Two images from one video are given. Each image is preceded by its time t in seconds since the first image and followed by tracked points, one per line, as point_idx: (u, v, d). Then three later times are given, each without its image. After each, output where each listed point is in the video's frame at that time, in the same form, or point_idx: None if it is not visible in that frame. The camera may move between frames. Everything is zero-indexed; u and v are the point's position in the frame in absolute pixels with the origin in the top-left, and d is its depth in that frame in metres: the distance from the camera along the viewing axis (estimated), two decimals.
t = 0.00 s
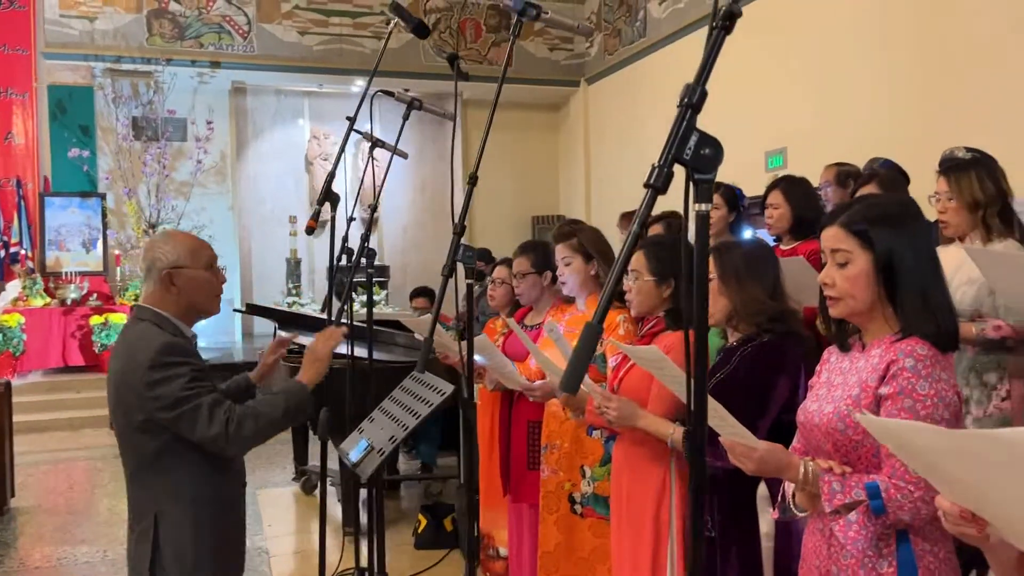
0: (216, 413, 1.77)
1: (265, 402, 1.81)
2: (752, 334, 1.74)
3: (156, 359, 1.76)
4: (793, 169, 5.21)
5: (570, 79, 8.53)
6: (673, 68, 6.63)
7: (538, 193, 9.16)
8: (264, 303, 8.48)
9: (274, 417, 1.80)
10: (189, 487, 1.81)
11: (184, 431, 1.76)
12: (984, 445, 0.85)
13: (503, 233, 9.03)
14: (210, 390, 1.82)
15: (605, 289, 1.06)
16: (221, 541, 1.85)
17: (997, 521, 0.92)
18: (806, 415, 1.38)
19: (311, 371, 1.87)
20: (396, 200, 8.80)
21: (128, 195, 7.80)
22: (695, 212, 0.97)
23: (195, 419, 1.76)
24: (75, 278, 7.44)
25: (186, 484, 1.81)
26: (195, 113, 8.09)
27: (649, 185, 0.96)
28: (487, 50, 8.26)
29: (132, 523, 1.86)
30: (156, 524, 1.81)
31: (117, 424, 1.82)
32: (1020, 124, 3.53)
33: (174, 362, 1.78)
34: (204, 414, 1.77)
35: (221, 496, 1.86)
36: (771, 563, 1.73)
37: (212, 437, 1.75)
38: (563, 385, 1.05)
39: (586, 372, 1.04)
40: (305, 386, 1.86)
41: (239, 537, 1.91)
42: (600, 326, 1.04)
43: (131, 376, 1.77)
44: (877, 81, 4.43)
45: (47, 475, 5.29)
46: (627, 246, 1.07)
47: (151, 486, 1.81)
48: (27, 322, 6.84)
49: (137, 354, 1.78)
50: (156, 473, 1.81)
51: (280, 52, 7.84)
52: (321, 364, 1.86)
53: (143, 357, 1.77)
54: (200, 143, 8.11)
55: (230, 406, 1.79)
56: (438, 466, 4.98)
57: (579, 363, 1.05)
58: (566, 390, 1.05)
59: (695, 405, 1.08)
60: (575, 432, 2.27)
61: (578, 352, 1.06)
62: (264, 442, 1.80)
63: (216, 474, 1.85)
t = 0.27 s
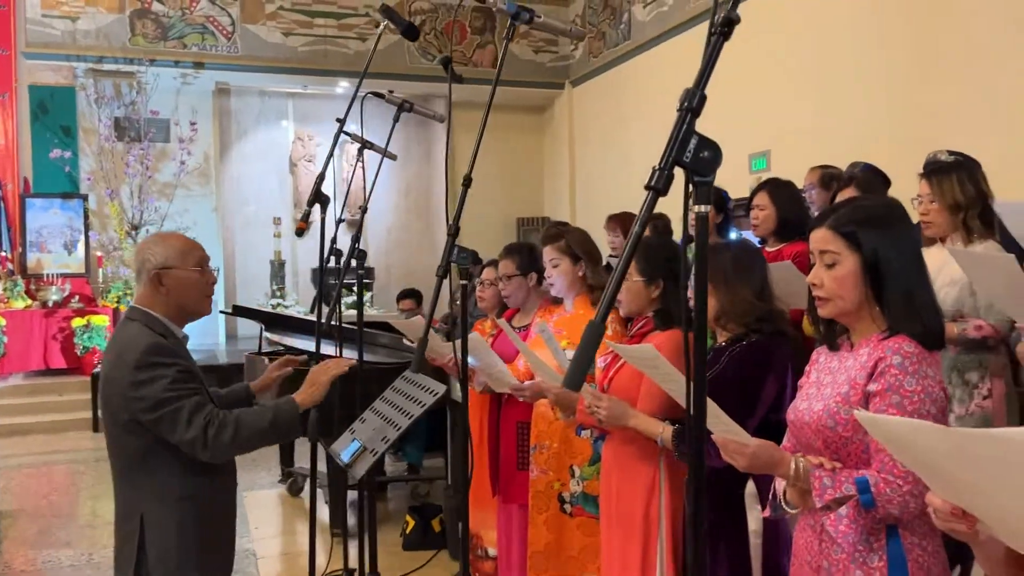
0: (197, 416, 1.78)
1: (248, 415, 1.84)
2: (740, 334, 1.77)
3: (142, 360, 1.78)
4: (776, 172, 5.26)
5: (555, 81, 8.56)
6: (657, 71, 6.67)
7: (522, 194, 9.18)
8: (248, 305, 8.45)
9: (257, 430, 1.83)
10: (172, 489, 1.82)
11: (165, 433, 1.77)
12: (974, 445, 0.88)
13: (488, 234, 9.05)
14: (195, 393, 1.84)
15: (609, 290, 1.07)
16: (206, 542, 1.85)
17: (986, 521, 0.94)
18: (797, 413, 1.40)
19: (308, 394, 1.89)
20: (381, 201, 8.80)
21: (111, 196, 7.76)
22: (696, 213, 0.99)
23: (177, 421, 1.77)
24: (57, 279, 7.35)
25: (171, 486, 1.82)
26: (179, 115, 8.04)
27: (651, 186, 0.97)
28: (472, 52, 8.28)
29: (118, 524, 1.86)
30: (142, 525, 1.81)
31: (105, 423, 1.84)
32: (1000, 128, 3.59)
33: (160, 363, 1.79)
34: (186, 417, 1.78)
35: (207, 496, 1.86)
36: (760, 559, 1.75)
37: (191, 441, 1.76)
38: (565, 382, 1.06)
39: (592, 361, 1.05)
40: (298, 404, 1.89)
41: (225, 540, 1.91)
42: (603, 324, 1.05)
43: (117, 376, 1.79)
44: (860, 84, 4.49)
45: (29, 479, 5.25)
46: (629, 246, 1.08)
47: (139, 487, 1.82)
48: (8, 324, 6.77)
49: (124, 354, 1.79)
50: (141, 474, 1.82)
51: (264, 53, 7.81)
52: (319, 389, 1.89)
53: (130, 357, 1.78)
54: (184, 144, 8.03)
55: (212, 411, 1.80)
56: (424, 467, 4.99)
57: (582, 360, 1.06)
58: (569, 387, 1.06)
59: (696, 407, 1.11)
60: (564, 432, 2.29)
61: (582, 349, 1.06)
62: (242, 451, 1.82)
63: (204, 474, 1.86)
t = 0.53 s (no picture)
0: (174, 404, 1.75)
1: (222, 393, 1.78)
2: (724, 335, 1.79)
3: (119, 358, 1.78)
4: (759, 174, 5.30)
5: (539, 83, 8.59)
6: (641, 73, 6.71)
7: (507, 195, 9.20)
8: (231, 306, 8.41)
9: (230, 406, 1.76)
10: (156, 487, 1.81)
11: (147, 427, 1.76)
12: (977, 444, 0.89)
13: (473, 236, 9.05)
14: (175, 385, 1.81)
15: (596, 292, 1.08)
16: (190, 543, 1.84)
17: (961, 511, 0.97)
18: (780, 413, 1.42)
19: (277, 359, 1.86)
20: (365, 202, 8.79)
21: (93, 196, 7.69)
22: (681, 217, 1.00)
23: (156, 412, 1.75)
24: (38, 279, 7.29)
25: (155, 484, 1.81)
26: (162, 115, 7.98)
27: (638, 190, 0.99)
28: (457, 54, 8.28)
29: (104, 524, 1.86)
30: (127, 525, 1.81)
31: (93, 429, 1.84)
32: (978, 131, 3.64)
33: (137, 359, 1.79)
34: (164, 407, 1.75)
35: (192, 497, 1.85)
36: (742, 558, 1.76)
37: (170, 429, 1.74)
38: (554, 382, 1.06)
39: (578, 362, 1.06)
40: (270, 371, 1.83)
41: (211, 539, 1.90)
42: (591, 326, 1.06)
43: (98, 378, 1.80)
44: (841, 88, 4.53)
45: (11, 481, 5.21)
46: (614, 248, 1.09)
47: (124, 487, 1.82)
48: None
49: (103, 356, 1.80)
50: (125, 472, 1.82)
51: (248, 53, 7.78)
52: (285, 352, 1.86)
53: (107, 357, 1.79)
54: (167, 144, 8.01)
55: (188, 397, 1.76)
56: (410, 468, 4.99)
57: (569, 361, 1.07)
58: (558, 388, 1.06)
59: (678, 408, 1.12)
60: (547, 433, 2.30)
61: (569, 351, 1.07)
62: (222, 432, 1.76)
63: (189, 475, 1.85)
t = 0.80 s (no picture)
0: (149, 402, 1.76)
1: (196, 386, 1.78)
2: (699, 334, 1.81)
3: (92, 356, 1.78)
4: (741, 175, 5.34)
5: (525, 83, 8.60)
6: (625, 74, 6.73)
7: (493, 195, 9.21)
8: (215, 306, 8.38)
9: (205, 400, 1.76)
10: (132, 485, 1.81)
11: (122, 425, 1.76)
12: (911, 434, 0.93)
13: (458, 236, 9.05)
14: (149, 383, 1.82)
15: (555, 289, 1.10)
16: (165, 542, 1.84)
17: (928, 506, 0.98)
18: (752, 411, 1.44)
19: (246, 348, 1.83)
20: (350, 202, 8.77)
21: (75, 196, 7.64)
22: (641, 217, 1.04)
23: (130, 410, 1.75)
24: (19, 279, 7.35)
25: (130, 483, 1.81)
26: (144, 114, 7.92)
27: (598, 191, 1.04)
28: (442, 54, 8.28)
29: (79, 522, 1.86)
30: (101, 524, 1.81)
31: (67, 429, 1.84)
32: (944, 137, 3.67)
33: (110, 357, 1.79)
34: (138, 405, 1.76)
35: (167, 496, 1.85)
36: (715, 555, 1.79)
37: (145, 426, 1.74)
38: (514, 379, 1.08)
39: (540, 359, 1.08)
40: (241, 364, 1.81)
41: (187, 538, 1.91)
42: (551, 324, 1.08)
43: (71, 377, 1.80)
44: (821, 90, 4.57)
45: None
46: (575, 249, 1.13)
47: (99, 485, 1.82)
48: None
49: (76, 355, 1.80)
50: (101, 470, 1.82)
51: (233, 52, 7.75)
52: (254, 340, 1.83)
53: (80, 357, 1.79)
54: (150, 143, 7.93)
55: (162, 394, 1.77)
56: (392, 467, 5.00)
57: (531, 358, 1.09)
58: (518, 384, 1.07)
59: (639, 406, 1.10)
60: (522, 431, 2.32)
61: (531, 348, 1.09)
62: (197, 426, 1.76)
63: (164, 474, 1.85)
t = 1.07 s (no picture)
0: (119, 404, 1.77)
1: (169, 392, 1.80)
2: (673, 334, 1.82)
3: (63, 356, 1.78)
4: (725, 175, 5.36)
5: (513, 82, 8.61)
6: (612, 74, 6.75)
7: (481, 195, 9.22)
8: (202, 305, 8.36)
9: (179, 407, 1.79)
10: (105, 484, 1.82)
11: (92, 425, 1.78)
12: (835, 436, 0.92)
13: (446, 235, 9.05)
14: (120, 384, 1.83)
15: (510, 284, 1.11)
16: (136, 540, 1.85)
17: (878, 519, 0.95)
18: (720, 411, 1.45)
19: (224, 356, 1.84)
20: (338, 201, 8.76)
21: (60, 193, 7.60)
22: (591, 218, 1.09)
23: (101, 411, 1.77)
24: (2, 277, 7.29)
25: (100, 483, 1.81)
26: (131, 111, 7.93)
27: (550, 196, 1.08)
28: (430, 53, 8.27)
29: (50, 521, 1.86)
30: (73, 522, 1.81)
31: (37, 427, 1.85)
32: (919, 140, 3.68)
33: (82, 357, 1.80)
34: (109, 406, 1.77)
35: (139, 494, 1.86)
36: (686, 552, 1.81)
37: (115, 428, 1.76)
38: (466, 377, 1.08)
39: (492, 357, 1.08)
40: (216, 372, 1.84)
41: (159, 538, 1.91)
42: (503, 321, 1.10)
43: (42, 376, 1.80)
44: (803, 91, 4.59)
45: None
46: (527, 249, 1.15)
47: (70, 484, 1.82)
48: None
49: (47, 354, 1.81)
50: (73, 469, 1.82)
51: (219, 50, 7.72)
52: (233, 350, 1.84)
53: (51, 355, 1.79)
54: (136, 141, 7.95)
55: (133, 396, 1.79)
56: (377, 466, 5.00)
57: (483, 357, 1.09)
58: (469, 382, 1.08)
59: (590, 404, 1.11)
60: (495, 430, 2.35)
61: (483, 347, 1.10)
62: (167, 431, 1.79)
63: (137, 473, 1.86)
